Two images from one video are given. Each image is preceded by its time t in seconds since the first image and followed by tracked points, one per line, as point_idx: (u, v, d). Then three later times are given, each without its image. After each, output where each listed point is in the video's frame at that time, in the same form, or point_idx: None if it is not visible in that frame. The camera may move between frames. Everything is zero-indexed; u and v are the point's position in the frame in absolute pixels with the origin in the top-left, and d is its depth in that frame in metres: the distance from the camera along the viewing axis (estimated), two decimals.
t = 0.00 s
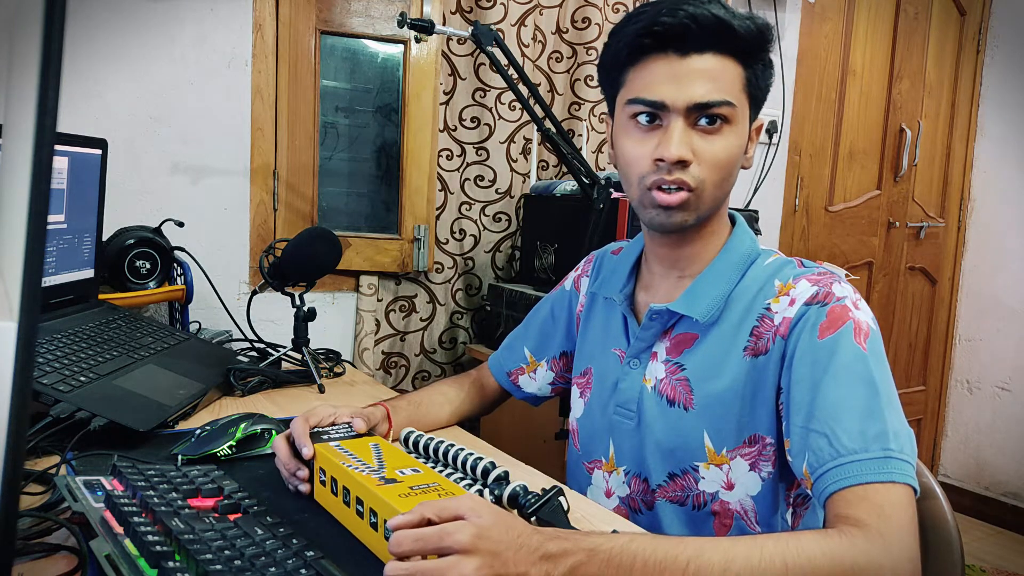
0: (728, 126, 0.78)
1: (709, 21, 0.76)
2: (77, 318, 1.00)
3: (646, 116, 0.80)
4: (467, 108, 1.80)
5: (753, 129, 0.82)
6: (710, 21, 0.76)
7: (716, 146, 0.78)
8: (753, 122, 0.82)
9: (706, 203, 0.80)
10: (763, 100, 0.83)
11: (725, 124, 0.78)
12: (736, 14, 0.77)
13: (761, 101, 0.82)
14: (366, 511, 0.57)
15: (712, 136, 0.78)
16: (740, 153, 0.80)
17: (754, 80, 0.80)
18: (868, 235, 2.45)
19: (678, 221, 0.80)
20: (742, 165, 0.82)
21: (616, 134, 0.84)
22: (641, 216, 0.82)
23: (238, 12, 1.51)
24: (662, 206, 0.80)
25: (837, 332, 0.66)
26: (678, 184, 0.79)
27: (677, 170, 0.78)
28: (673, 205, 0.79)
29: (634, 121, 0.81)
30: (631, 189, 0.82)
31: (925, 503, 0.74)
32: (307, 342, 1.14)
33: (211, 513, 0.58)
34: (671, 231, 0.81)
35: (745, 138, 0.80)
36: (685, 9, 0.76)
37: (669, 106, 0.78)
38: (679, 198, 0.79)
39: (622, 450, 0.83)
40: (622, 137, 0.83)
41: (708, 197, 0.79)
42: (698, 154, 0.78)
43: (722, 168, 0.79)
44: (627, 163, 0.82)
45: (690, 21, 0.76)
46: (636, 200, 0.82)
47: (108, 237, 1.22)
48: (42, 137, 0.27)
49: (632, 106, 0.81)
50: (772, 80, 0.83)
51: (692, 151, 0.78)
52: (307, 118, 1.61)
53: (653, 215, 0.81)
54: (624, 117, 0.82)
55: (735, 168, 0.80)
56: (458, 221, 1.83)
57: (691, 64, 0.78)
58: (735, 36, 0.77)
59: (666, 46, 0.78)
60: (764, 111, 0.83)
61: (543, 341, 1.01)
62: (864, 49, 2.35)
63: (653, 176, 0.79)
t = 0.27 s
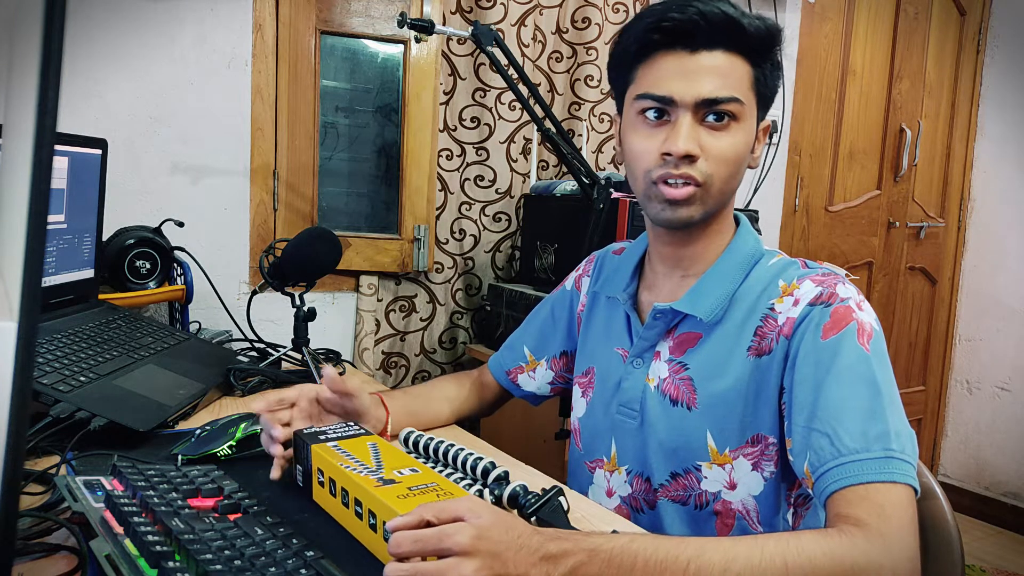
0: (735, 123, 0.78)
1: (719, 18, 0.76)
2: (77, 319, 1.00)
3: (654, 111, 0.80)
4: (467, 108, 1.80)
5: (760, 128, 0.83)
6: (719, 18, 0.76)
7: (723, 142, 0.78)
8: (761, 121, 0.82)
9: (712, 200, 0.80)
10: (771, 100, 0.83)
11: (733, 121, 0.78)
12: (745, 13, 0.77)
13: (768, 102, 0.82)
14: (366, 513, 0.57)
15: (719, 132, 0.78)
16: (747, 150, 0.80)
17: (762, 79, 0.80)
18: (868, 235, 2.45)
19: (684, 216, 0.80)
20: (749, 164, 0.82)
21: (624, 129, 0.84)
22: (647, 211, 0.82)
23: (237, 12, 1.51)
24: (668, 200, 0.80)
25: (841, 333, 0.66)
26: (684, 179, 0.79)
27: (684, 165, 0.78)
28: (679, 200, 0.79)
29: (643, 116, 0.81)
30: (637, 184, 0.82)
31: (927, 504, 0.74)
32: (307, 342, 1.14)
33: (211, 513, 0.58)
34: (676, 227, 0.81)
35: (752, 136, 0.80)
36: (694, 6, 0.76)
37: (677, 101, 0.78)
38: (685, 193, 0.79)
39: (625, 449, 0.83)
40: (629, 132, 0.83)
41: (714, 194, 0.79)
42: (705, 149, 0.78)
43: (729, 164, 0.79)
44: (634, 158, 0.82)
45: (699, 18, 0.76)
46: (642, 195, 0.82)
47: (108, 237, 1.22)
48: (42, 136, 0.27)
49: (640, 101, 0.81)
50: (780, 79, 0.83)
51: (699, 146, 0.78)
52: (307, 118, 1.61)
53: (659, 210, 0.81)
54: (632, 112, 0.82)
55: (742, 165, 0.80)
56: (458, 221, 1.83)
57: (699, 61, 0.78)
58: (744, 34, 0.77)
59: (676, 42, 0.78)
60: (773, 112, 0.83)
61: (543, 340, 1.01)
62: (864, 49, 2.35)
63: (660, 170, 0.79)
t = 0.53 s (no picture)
0: (735, 124, 0.78)
1: (721, 18, 0.76)
2: (77, 319, 1.00)
3: (654, 111, 0.80)
4: (467, 108, 1.80)
5: (760, 129, 0.83)
6: (721, 18, 0.76)
7: (722, 143, 0.78)
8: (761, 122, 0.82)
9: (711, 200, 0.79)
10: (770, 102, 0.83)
11: (733, 121, 0.78)
12: (747, 13, 0.78)
13: (768, 103, 0.82)
14: (365, 513, 0.57)
15: (719, 132, 0.78)
16: (746, 150, 0.80)
17: (762, 80, 0.80)
18: (868, 235, 2.45)
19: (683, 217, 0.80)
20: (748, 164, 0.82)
21: (624, 129, 0.84)
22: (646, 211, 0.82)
23: (237, 12, 1.51)
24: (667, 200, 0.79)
25: (840, 333, 0.66)
26: (683, 179, 0.78)
27: (683, 165, 0.78)
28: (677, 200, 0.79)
29: (643, 116, 0.81)
30: (636, 184, 0.82)
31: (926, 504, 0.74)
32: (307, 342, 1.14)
33: (212, 512, 0.58)
34: (675, 228, 0.81)
35: (752, 136, 0.80)
36: (697, 5, 0.77)
37: (677, 101, 0.78)
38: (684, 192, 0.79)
39: (624, 449, 0.83)
40: (629, 132, 0.83)
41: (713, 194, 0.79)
42: (705, 150, 0.78)
43: (729, 165, 0.79)
44: (634, 157, 0.82)
45: (702, 17, 0.76)
46: (641, 195, 0.82)
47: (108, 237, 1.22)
48: (42, 137, 0.27)
49: (640, 100, 0.81)
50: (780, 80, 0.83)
51: (698, 146, 0.78)
52: (307, 118, 1.61)
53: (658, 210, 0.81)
54: (632, 111, 0.82)
55: (741, 165, 0.80)
56: (458, 221, 1.83)
57: (701, 60, 0.78)
58: (747, 34, 0.78)
59: (677, 41, 0.78)
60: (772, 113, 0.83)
61: (542, 341, 1.01)
62: (864, 49, 2.35)
63: (659, 170, 0.79)
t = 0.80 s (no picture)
0: (712, 137, 0.76)
1: (682, 40, 0.74)
2: (77, 319, 1.00)
3: (629, 135, 0.79)
4: (467, 108, 1.80)
5: (749, 129, 0.80)
6: (682, 39, 0.74)
7: (701, 159, 0.76)
8: (748, 122, 0.79)
9: (698, 213, 0.79)
10: (762, 99, 0.80)
11: (710, 135, 0.76)
12: (711, 23, 0.75)
13: (760, 101, 0.80)
14: (366, 511, 0.57)
15: (696, 149, 0.76)
16: (730, 159, 0.78)
17: (743, 83, 0.77)
18: (868, 235, 2.45)
19: (672, 233, 0.80)
20: (738, 166, 0.80)
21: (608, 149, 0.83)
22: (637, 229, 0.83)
23: (238, 12, 1.51)
24: (653, 221, 0.80)
25: (845, 332, 0.66)
26: (665, 201, 0.78)
27: (661, 188, 0.78)
28: (663, 219, 0.79)
29: (620, 139, 0.80)
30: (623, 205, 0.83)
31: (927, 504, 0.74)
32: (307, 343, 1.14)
33: (212, 512, 0.58)
34: (666, 241, 0.82)
35: (735, 142, 0.78)
36: (657, 30, 0.75)
37: (648, 125, 0.76)
38: (668, 213, 0.79)
39: (627, 445, 0.83)
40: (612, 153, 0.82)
41: (700, 207, 0.79)
42: (682, 171, 0.77)
43: (710, 179, 0.77)
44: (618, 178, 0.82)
45: (661, 43, 0.75)
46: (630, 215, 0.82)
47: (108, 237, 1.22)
48: (42, 136, 0.27)
49: (616, 125, 0.80)
50: (769, 76, 0.80)
51: (675, 168, 0.77)
52: (306, 118, 1.61)
53: (647, 229, 0.82)
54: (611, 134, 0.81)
55: (727, 173, 0.78)
56: (458, 221, 1.83)
57: (670, 80, 0.76)
58: (714, 46, 0.75)
59: (643, 64, 0.77)
60: (766, 108, 0.81)
61: (546, 339, 1.01)
62: (864, 49, 2.35)
63: (639, 196, 0.79)
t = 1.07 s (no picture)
0: (698, 141, 0.76)
1: (664, 46, 0.75)
2: (77, 319, 1.00)
3: (619, 138, 0.80)
4: (467, 108, 1.80)
5: (740, 133, 0.79)
6: (664, 45, 0.75)
7: (686, 163, 0.77)
8: (739, 125, 0.79)
9: (687, 217, 0.79)
10: (759, 99, 0.80)
11: (696, 139, 0.76)
12: (695, 30, 0.75)
13: (757, 101, 0.80)
14: (365, 512, 0.57)
15: (681, 153, 0.77)
16: (718, 163, 0.78)
17: (731, 87, 0.77)
18: (868, 235, 2.45)
19: (660, 237, 0.80)
20: (728, 169, 0.79)
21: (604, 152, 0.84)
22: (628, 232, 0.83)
23: (238, 12, 1.51)
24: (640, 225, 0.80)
25: (845, 333, 0.66)
26: (652, 204, 0.78)
27: (646, 191, 0.78)
28: (650, 224, 0.80)
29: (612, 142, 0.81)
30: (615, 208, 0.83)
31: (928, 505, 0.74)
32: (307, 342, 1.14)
33: (212, 512, 0.58)
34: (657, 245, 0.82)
35: (723, 145, 0.78)
36: (640, 37, 0.75)
37: (633, 129, 0.77)
38: (655, 216, 0.79)
39: (627, 447, 0.83)
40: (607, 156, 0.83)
41: (687, 213, 0.79)
42: (667, 174, 0.77)
43: (697, 183, 0.77)
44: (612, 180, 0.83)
45: (643, 50, 0.75)
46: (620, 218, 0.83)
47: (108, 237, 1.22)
48: (43, 136, 0.27)
49: (608, 128, 0.81)
50: (766, 76, 0.80)
51: (660, 172, 0.77)
52: (306, 118, 1.60)
53: (636, 232, 0.82)
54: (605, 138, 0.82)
55: (715, 177, 0.78)
56: (458, 221, 1.83)
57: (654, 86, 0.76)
58: (696, 52, 0.75)
59: (629, 68, 0.77)
60: (761, 110, 0.80)
61: (544, 341, 1.01)
62: (864, 48, 2.35)
63: (627, 198, 0.79)
